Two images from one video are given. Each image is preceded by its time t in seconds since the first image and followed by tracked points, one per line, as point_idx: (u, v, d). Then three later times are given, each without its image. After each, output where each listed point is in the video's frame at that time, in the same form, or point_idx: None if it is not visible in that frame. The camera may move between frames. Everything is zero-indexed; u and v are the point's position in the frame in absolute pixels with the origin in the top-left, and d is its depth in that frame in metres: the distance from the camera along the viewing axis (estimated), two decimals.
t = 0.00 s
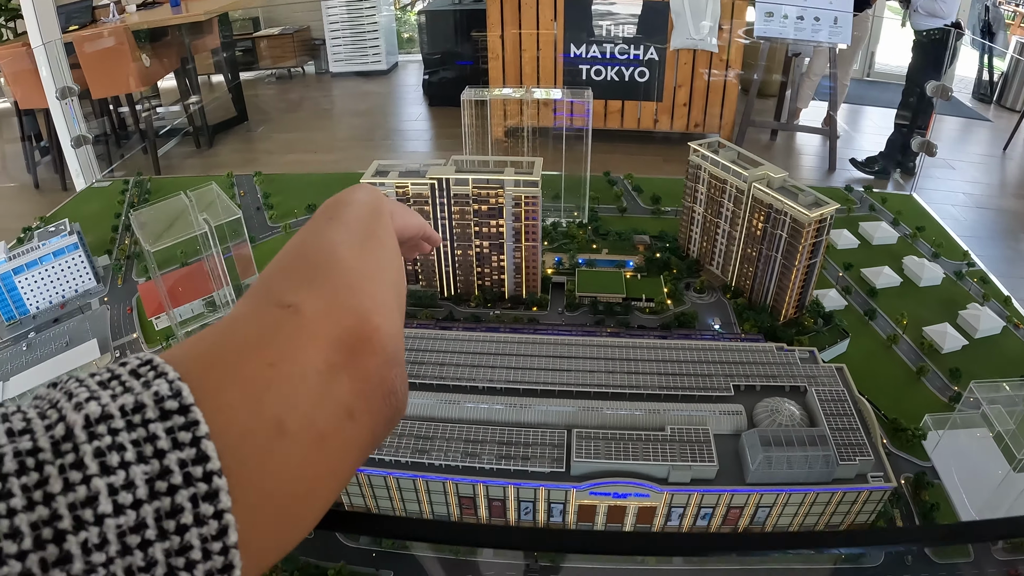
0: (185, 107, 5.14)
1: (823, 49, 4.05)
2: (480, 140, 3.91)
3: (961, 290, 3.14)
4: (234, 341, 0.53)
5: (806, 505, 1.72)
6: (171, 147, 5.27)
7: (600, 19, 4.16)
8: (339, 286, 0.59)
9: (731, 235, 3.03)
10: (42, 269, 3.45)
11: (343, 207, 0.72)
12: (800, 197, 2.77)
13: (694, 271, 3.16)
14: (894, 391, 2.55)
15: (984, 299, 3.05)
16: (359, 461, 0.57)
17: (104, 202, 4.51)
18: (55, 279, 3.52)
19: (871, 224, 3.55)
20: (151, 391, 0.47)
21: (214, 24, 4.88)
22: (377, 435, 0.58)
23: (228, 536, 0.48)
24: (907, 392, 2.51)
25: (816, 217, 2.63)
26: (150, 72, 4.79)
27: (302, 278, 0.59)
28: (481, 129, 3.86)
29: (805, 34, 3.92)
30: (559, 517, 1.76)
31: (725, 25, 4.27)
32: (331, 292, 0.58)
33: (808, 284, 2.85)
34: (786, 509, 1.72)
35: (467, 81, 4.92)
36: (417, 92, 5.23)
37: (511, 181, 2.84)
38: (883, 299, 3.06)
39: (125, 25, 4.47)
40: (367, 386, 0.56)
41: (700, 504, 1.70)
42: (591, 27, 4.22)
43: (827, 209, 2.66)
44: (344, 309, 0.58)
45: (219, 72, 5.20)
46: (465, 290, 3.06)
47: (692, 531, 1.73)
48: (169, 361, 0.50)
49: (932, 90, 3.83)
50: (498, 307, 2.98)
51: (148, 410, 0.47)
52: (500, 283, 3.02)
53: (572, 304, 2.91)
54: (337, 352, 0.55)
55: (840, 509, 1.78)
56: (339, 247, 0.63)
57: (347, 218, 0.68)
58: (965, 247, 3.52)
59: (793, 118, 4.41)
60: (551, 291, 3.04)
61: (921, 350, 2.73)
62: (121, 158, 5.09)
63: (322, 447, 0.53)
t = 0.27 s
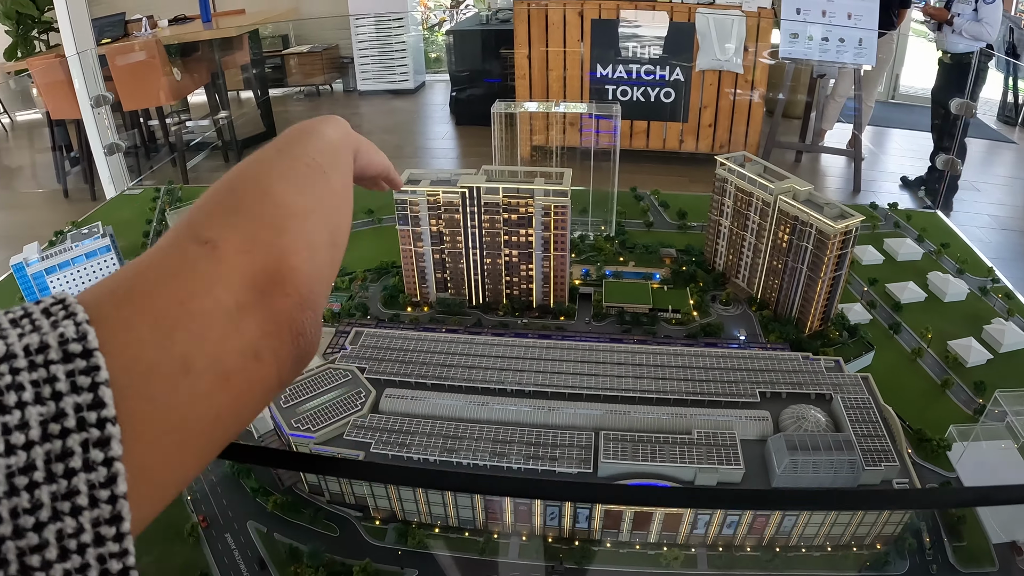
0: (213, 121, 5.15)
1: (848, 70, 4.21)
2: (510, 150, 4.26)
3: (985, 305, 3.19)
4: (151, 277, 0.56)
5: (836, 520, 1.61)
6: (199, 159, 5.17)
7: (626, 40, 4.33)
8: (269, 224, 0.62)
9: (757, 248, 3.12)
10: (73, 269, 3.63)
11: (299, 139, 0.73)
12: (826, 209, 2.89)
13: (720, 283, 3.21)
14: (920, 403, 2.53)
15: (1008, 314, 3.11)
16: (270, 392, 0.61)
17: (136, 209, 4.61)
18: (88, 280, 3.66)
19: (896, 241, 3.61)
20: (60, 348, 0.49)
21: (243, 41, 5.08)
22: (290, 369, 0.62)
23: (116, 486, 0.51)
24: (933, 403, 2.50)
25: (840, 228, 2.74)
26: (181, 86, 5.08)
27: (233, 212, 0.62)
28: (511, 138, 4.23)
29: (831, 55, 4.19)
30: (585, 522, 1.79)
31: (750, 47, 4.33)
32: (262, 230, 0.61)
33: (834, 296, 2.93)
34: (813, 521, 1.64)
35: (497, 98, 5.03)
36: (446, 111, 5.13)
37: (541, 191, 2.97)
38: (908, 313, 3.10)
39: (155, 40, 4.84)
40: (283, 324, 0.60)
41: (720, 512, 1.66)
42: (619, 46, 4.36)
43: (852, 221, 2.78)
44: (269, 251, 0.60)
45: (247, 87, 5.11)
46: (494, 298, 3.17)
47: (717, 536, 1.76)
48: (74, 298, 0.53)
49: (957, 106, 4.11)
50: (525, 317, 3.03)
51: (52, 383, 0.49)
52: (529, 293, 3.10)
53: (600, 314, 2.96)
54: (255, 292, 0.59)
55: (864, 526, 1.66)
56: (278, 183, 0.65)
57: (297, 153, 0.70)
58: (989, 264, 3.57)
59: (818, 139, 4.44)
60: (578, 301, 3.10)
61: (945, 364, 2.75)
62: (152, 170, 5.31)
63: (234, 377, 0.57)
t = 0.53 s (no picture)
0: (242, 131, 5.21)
1: (873, 90, 4.33)
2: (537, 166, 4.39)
3: (1007, 323, 3.22)
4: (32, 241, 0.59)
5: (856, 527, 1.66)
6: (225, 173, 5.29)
7: (652, 61, 4.42)
8: (152, 200, 0.63)
9: (779, 263, 3.16)
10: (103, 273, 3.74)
11: (217, 116, 0.74)
12: (848, 224, 2.90)
13: (742, 299, 3.26)
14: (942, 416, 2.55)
15: None
16: (123, 355, 0.63)
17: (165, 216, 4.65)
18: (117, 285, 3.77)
19: (918, 259, 3.64)
20: None
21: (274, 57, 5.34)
22: (150, 337, 0.65)
23: None
24: (954, 418, 2.51)
25: (863, 244, 2.77)
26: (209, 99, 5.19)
27: (121, 186, 0.64)
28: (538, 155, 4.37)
29: (855, 75, 4.28)
30: (605, 528, 1.91)
31: (774, 68, 4.38)
32: (139, 206, 0.63)
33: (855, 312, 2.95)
34: (833, 531, 1.69)
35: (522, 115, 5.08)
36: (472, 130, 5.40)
37: (567, 205, 3.04)
38: (929, 330, 3.13)
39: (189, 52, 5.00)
40: (144, 297, 0.62)
41: (745, 520, 1.67)
42: (644, 66, 4.42)
43: (874, 237, 2.79)
44: (141, 227, 0.62)
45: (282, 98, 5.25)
46: (518, 309, 3.20)
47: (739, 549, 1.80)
48: None
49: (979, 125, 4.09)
50: (550, 328, 3.10)
51: None
52: (553, 305, 3.17)
53: (623, 326, 3.02)
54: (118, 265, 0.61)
55: (886, 537, 1.70)
56: (176, 159, 0.67)
57: (206, 131, 0.71)
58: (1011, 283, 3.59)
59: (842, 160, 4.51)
60: (603, 314, 3.14)
61: (965, 380, 2.79)
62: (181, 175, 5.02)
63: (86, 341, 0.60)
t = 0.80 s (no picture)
0: (270, 146, 5.54)
1: (898, 109, 4.30)
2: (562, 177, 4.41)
3: None
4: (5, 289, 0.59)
5: (868, 527, 1.67)
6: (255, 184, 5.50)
7: (677, 78, 4.51)
8: (128, 259, 0.62)
9: (799, 276, 3.19)
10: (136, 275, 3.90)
11: (221, 191, 0.74)
12: (866, 238, 2.90)
13: (761, 311, 3.31)
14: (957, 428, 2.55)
15: None
16: (70, 412, 0.61)
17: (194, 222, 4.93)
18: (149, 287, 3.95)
19: (937, 274, 3.66)
20: None
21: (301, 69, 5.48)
22: (99, 397, 0.62)
23: None
24: (969, 429, 2.52)
25: (880, 256, 2.77)
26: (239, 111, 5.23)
27: (106, 245, 0.63)
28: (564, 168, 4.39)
29: (878, 93, 4.30)
30: (622, 529, 1.91)
31: (798, 85, 4.46)
32: (112, 263, 0.62)
33: (873, 325, 2.98)
34: (846, 531, 1.70)
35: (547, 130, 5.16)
36: (496, 143, 5.55)
37: (591, 216, 3.08)
38: (947, 344, 3.15)
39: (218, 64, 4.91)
40: (94, 354, 0.60)
41: (755, 521, 1.75)
42: (670, 81, 4.52)
43: (892, 250, 2.79)
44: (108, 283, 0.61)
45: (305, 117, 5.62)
46: (541, 317, 3.32)
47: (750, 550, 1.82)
48: None
49: (1000, 141, 3.96)
50: (572, 336, 3.20)
51: None
52: (576, 314, 3.24)
53: (644, 336, 3.11)
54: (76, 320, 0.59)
55: (899, 541, 1.71)
56: (164, 226, 0.66)
57: (205, 202, 0.71)
58: None
59: (866, 176, 4.52)
60: (623, 324, 3.23)
61: (983, 394, 2.78)
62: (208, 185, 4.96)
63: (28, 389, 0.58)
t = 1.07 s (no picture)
0: (296, 158, 5.58)
1: (918, 126, 4.32)
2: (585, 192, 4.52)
3: None
4: None
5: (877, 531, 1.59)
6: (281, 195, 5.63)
7: (700, 95, 4.49)
8: (92, 323, 0.49)
9: (815, 290, 3.25)
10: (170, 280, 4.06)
11: (222, 217, 0.58)
12: (881, 252, 2.92)
13: (778, 325, 3.41)
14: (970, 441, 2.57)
15: None
16: (19, 481, 0.52)
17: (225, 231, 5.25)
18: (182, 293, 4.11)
19: (954, 290, 3.70)
20: None
21: (327, 82, 5.63)
22: (55, 463, 0.53)
23: None
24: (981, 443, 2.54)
25: (895, 270, 2.80)
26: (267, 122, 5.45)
27: (67, 302, 0.50)
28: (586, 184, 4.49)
29: (899, 112, 4.33)
30: (637, 531, 1.79)
31: (820, 102, 4.50)
32: (65, 330, 0.49)
33: (889, 337, 3.00)
34: (855, 537, 1.62)
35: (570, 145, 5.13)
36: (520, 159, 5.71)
37: (612, 229, 3.16)
38: (962, 359, 3.21)
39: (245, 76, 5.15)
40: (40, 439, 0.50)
41: (767, 526, 1.66)
42: (691, 99, 4.52)
43: (907, 263, 2.81)
44: (64, 354, 0.49)
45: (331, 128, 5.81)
46: (563, 327, 3.39)
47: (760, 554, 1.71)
48: None
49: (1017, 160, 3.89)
50: (592, 347, 3.28)
51: None
52: (596, 325, 3.33)
53: (663, 347, 3.20)
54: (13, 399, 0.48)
55: (908, 547, 1.64)
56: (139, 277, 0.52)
57: (198, 237, 0.56)
58: None
59: (887, 195, 4.62)
60: (644, 336, 3.34)
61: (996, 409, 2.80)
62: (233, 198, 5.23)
63: None
